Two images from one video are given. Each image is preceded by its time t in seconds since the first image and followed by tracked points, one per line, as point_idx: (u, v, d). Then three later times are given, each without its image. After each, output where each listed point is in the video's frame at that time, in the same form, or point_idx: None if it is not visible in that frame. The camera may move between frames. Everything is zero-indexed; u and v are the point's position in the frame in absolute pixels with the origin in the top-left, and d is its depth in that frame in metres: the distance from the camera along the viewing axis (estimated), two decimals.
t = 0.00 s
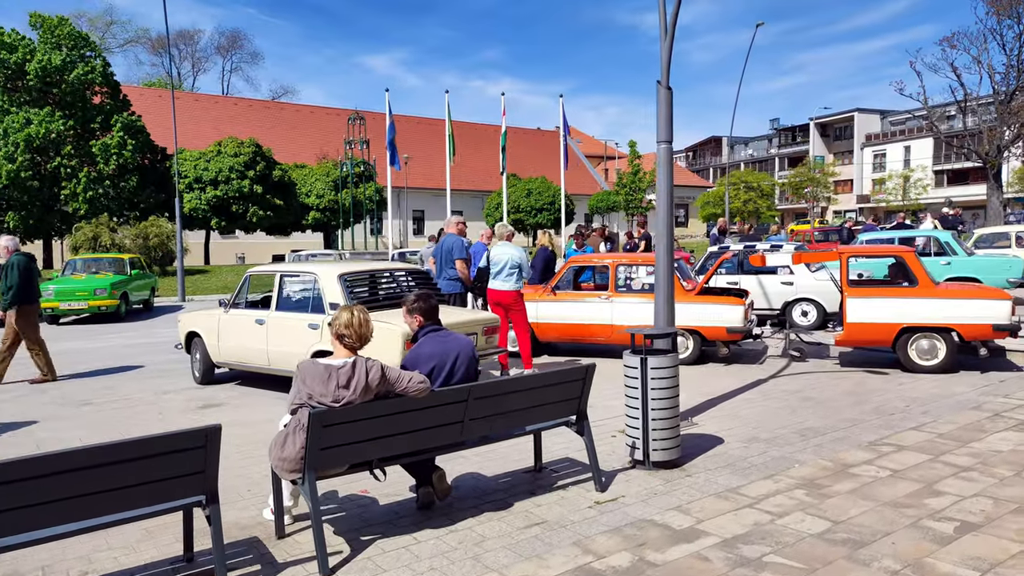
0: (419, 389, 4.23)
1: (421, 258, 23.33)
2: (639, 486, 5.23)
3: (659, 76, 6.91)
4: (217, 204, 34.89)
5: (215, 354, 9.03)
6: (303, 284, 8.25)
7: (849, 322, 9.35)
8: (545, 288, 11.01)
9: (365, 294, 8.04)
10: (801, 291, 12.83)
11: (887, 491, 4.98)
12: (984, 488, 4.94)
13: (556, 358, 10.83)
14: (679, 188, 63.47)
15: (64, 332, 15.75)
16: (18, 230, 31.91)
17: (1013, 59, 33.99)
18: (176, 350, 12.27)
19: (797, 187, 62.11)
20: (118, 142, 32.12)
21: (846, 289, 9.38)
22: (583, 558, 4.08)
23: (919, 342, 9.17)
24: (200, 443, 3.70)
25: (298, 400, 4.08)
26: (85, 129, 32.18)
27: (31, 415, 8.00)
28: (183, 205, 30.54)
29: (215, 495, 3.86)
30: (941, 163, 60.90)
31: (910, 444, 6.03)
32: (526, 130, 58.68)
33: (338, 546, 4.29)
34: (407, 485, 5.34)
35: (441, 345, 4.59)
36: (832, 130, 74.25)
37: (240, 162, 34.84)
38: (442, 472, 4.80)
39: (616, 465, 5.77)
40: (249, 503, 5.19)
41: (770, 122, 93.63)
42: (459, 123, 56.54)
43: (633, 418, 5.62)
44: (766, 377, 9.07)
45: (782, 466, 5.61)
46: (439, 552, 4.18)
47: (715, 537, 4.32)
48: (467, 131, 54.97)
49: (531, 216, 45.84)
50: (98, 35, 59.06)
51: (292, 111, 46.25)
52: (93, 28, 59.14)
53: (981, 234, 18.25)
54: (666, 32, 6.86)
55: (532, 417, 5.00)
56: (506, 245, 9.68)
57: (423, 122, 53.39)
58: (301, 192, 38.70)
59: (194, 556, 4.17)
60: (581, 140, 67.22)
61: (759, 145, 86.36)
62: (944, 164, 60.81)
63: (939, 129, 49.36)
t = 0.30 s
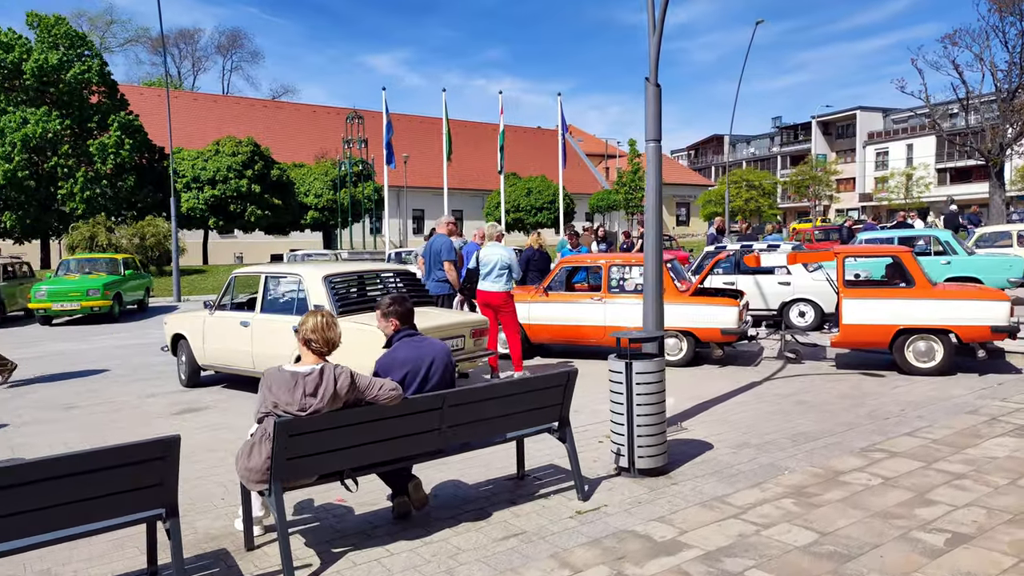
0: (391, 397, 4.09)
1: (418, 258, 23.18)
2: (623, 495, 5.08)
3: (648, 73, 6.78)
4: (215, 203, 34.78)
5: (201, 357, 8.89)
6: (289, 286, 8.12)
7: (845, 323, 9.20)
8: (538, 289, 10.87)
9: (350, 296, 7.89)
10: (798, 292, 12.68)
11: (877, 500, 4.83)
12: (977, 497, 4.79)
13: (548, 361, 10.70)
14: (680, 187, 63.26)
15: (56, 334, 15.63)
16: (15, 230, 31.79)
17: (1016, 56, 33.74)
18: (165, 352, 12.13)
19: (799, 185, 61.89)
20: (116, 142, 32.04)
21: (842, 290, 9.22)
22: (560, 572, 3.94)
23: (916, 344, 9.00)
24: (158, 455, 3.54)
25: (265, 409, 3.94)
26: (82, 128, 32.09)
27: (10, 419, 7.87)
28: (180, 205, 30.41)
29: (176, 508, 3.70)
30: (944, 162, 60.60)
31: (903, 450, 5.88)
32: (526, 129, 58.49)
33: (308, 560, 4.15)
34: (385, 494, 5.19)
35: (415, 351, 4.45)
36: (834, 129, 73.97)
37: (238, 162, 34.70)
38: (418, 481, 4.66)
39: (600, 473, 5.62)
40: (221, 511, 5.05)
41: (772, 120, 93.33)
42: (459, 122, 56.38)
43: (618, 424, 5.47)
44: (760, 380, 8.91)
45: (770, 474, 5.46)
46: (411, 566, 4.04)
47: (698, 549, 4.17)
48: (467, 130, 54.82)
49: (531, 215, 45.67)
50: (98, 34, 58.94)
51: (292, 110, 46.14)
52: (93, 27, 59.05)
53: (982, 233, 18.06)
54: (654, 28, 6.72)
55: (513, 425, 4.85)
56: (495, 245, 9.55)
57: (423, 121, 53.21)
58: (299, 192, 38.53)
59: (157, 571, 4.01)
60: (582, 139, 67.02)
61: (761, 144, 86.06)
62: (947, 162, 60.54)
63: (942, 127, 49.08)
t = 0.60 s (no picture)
0: (358, 406, 3.95)
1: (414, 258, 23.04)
2: (603, 505, 4.95)
3: (635, 71, 6.65)
4: (211, 203, 34.63)
5: (184, 359, 8.76)
6: (272, 289, 7.98)
7: (839, 325, 9.07)
8: (528, 291, 10.73)
9: (333, 298, 7.74)
10: (794, 293, 12.52)
11: (864, 510, 4.69)
12: (968, 507, 4.65)
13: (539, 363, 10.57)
14: (680, 187, 63.12)
15: (45, 336, 15.49)
16: (10, 230, 31.64)
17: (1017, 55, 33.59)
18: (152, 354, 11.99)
19: (799, 185, 61.75)
20: (111, 142, 31.92)
21: (835, 292, 9.10)
22: None
23: (910, 347, 8.87)
24: (111, 467, 3.41)
25: (227, 418, 3.82)
26: (78, 128, 31.99)
27: None
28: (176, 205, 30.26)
29: (131, 522, 3.56)
30: (945, 161, 60.39)
31: (894, 457, 5.74)
32: (526, 129, 58.35)
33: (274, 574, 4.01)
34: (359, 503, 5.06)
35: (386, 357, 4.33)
36: (835, 128, 73.80)
37: (234, 162, 34.58)
38: (391, 492, 4.53)
39: (583, 481, 5.48)
40: (192, 520, 4.92)
41: (773, 120, 93.14)
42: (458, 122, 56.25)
43: (601, 431, 5.32)
44: (752, 383, 8.77)
45: (756, 481, 5.33)
46: None
47: (677, 562, 4.03)
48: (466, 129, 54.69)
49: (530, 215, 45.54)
50: (96, 35, 58.85)
51: (290, 110, 46.01)
52: (92, 28, 58.94)
53: (981, 233, 17.91)
54: (641, 26, 6.59)
55: (490, 433, 4.71)
56: (484, 247, 9.44)
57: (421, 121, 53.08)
58: (296, 192, 38.37)
59: None
60: (582, 139, 66.88)
61: (762, 144, 85.84)
62: (947, 162, 60.35)
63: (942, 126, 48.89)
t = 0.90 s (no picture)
0: (324, 410, 3.80)
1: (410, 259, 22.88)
2: (584, 512, 4.79)
3: (621, 66, 6.49)
4: (208, 204, 34.49)
5: (167, 361, 8.62)
6: (254, 290, 7.84)
7: (833, 325, 8.90)
8: (518, 291, 10.58)
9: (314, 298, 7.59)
10: (789, 294, 12.39)
11: (852, 517, 4.54)
12: (960, 514, 4.50)
13: (529, 364, 10.41)
14: (680, 187, 62.96)
15: (35, 337, 15.34)
16: (7, 230, 31.53)
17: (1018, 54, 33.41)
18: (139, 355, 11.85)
19: (800, 185, 61.57)
20: (107, 141, 31.82)
21: (829, 292, 8.93)
22: None
23: (906, 348, 8.72)
24: (60, 475, 3.25)
25: (184, 424, 3.68)
26: (74, 128, 31.87)
27: None
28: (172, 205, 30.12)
29: (82, 532, 3.40)
30: (946, 161, 60.15)
31: (886, 462, 5.58)
32: (525, 129, 58.18)
33: None
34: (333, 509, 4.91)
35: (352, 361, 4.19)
36: (836, 128, 73.59)
37: (231, 162, 34.47)
38: (362, 498, 4.39)
39: (565, 486, 5.32)
40: (157, 526, 4.76)
41: (774, 120, 92.91)
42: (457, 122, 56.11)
43: (583, 435, 5.17)
44: (744, 385, 8.61)
45: (743, 487, 5.17)
46: None
47: (655, 573, 3.88)
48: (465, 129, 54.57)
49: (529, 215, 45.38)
50: (96, 35, 58.80)
51: (289, 110, 45.90)
52: (91, 28, 58.89)
53: (981, 232, 17.74)
54: (626, 20, 6.44)
55: (465, 437, 4.55)
56: (470, 246, 9.32)
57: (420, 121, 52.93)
58: (293, 192, 38.20)
59: None
60: (582, 139, 66.75)
61: (762, 144, 85.64)
62: (948, 162, 60.10)
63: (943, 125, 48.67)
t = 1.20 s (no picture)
0: (282, 421, 3.62)
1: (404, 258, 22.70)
2: (562, 523, 4.62)
3: (606, 61, 6.31)
4: (204, 203, 34.32)
5: (148, 363, 8.43)
6: (233, 291, 7.67)
7: (827, 327, 8.71)
8: (507, 291, 10.39)
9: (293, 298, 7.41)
10: (785, 294, 12.20)
11: (840, 529, 4.36)
12: (951, 527, 4.32)
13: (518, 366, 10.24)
14: (680, 185, 62.74)
15: (23, 338, 15.18)
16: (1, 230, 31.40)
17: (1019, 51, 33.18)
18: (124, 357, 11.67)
19: (800, 184, 61.35)
20: (103, 140, 31.70)
21: (823, 292, 8.74)
22: None
23: (902, 349, 8.52)
24: None
25: (134, 436, 3.50)
26: (69, 127, 31.75)
27: None
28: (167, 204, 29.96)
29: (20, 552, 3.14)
30: (947, 159, 59.87)
31: (877, 470, 5.40)
32: (524, 127, 57.99)
33: None
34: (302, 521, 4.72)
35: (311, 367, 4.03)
36: (837, 126, 73.33)
37: (227, 161, 34.34)
38: (328, 511, 4.21)
39: (544, 495, 5.14)
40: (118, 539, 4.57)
41: (774, 117, 92.71)
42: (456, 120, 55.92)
43: (563, 443, 4.99)
44: (736, 388, 8.43)
45: (727, 497, 4.99)
46: None
47: None
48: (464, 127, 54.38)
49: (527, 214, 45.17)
50: (94, 34, 58.73)
51: (287, 109, 45.76)
52: (91, 27, 58.81)
53: (981, 231, 17.52)
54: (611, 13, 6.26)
55: (437, 447, 4.37)
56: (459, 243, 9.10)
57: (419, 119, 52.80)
58: (290, 191, 38.01)
59: None
60: (581, 138, 66.56)
61: (763, 142, 85.43)
62: (949, 160, 59.86)
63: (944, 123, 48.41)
